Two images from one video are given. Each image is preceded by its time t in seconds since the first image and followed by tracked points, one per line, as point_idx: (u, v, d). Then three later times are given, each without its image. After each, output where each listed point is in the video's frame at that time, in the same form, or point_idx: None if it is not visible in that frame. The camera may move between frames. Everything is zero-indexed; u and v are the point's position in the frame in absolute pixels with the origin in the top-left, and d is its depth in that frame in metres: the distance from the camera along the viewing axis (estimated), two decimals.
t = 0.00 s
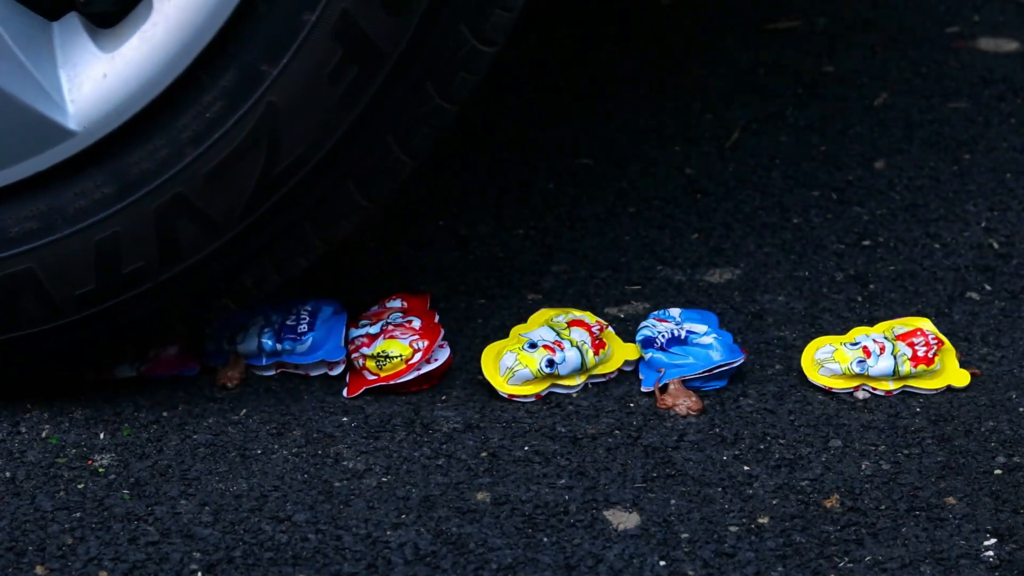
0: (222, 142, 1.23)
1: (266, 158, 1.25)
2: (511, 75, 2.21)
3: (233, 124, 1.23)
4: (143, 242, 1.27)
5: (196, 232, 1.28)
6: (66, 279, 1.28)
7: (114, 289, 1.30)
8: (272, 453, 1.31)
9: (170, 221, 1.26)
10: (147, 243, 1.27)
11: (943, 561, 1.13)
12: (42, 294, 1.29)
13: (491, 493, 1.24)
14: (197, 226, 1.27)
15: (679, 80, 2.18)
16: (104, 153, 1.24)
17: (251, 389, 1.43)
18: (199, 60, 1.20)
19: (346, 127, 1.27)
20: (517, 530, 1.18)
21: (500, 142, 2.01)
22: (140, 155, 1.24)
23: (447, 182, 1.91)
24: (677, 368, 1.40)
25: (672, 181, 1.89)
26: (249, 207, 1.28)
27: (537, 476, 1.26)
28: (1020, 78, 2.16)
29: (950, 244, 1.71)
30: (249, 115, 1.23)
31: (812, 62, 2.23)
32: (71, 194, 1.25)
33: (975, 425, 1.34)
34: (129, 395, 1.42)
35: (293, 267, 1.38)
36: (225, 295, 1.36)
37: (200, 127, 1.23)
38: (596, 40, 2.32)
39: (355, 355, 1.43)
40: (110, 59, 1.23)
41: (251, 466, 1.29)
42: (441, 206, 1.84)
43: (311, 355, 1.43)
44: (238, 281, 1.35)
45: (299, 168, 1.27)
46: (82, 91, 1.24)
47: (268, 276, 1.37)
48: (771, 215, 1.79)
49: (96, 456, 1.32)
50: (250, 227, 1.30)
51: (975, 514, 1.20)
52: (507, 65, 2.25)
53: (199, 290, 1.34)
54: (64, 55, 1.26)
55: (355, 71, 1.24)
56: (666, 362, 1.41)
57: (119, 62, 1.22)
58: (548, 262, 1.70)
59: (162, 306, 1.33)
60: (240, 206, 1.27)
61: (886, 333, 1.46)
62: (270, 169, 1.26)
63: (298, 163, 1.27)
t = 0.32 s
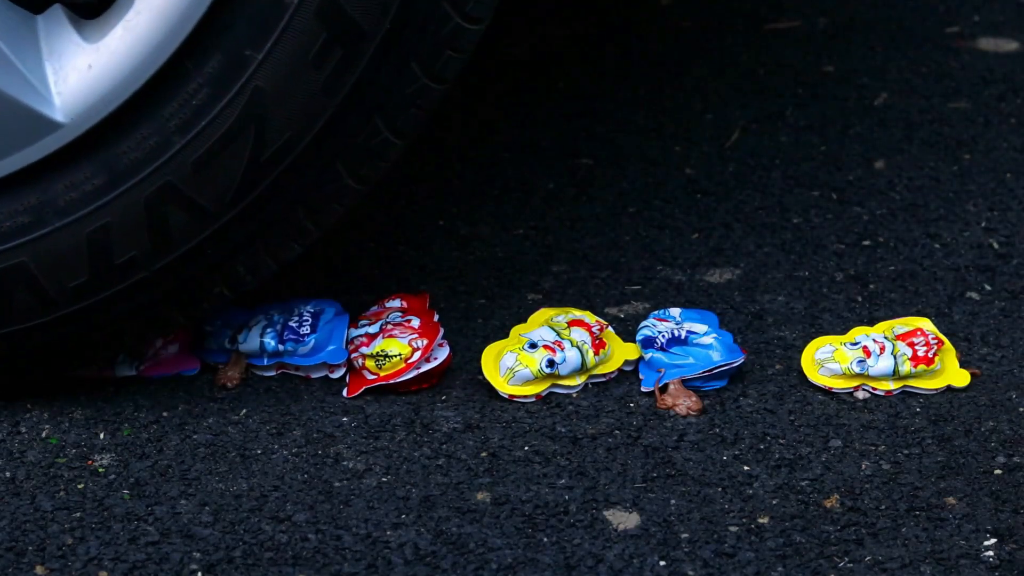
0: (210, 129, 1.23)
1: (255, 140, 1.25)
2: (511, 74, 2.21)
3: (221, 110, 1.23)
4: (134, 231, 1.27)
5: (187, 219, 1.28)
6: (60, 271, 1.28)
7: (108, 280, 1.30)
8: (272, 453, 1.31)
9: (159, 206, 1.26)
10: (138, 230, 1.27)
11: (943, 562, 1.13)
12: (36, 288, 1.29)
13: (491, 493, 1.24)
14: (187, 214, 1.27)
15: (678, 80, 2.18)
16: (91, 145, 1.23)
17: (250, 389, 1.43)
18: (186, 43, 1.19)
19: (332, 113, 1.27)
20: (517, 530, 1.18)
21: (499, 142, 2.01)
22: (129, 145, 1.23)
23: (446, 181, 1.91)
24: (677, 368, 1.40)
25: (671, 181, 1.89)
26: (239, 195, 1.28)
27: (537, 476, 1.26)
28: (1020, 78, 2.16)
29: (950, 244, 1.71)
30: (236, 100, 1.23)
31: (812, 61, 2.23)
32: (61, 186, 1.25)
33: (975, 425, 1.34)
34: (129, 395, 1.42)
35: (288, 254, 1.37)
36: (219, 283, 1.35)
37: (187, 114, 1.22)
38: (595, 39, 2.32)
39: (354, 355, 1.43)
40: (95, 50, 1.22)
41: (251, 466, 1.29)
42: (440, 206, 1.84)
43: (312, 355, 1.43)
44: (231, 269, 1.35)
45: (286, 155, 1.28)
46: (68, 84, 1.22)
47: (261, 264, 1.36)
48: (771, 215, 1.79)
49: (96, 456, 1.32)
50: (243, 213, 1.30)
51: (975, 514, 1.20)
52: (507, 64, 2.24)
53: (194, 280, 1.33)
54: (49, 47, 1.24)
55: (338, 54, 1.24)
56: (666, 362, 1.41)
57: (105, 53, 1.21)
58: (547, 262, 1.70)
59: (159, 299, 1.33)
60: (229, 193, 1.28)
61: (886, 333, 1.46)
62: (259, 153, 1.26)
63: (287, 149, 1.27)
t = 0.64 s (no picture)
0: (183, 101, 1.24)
1: (227, 112, 1.26)
2: (510, 74, 2.21)
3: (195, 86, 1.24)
4: (114, 204, 1.27)
5: (167, 190, 1.28)
6: (42, 252, 1.29)
7: (94, 258, 1.30)
8: (272, 453, 1.31)
9: (138, 183, 1.27)
10: (118, 202, 1.27)
11: (943, 562, 1.13)
12: (26, 276, 1.30)
13: (491, 493, 1.24)
14: (165, 185, 1.28)
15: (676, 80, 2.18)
16: (72, 128, 1.24)
17: (250, 389, 1.43)
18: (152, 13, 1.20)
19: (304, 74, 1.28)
20: (517, 529, 1.18)
21: (498, 142, 2.01)
22: (102, 120, 1.24)
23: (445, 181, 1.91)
24: (677, 368, 1.40)
25: (670, 181, 1.89)
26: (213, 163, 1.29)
27: (537, 476, 1.26)
28: (1020, 79, 2.16)
29: (950, 244, 1.71)
30: (204, 69, 1.23)
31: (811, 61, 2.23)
32: (38, 166, 1.26)
33: (975, 425, 1.34)
34: (129, 395, 1.43)
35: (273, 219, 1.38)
36: (204, 250, 1.36)
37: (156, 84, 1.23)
38: (594, 39, 2.32)
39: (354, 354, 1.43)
40: (61, 29, 1.26)
41: (251, 466, 1.29)
42: (439, 206, 1.84)
43: (312, 352, 1.44)
44: (216, 234, 1.35)
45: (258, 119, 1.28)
46: (36, 62, 1.27)
47: (247, 231, 1.37)
48: (770, 215, 1.80)
49: (96, 456, 1.32)
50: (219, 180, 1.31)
51: (975, 514, 1.20)
52: (508, 64, 2.24)
53: (179, 248, 1.34)
54: (17, 30, 1.30)
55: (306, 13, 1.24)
56: (666, 362, 1.41)
57: (70, 30, 1.26)
58: (547, 262, 1.70)
59: (144, 268, 1.34)
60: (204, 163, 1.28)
61: (887, 332, 1.45)
62: (232, 122, 1.27)
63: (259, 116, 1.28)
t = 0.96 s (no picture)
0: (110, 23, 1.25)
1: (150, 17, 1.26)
2: (510, 74, 2.21)
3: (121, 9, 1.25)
4: (57, 132, 1.28)
5: (107, 109, 1.28)
6: None
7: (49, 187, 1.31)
8: (272, 453, 1.31)
9: (78, 108, 1.27)
10: (61, 131, 1.28)
11: (943, 562, 1.13)
12: None
13: (491, 493, 1.24)
14: (106, 105, 1.28)
15: (675, 80, 2.18)
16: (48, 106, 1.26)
17: (250, 389, 1.43)
18: None
19: None
20: (517, 529, 1.18)
21: (497, 141, 2.01)
22: (32, 50, 1.25)
23: (444, 180, 1.91)
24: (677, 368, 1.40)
25: (669, 180, 1.89)
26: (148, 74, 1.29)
27: (537, 476, 1.26)
28: (1020, 79, 2.16)
29: (951, 244, 1.71)
30: None
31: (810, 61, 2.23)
32: None
33: (975, 425, 1.34)
34: (129, 395, 1.43)
35: (224, 125, 1.38)
36: (155, 160, 1.36)
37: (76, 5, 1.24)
38: (594, 40, 2.32)
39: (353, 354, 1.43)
40: None
41: (251, 466, 1.29)
42: (438, 205, 1.85)
43: (312, 351, 1.43)
44: (164, 143, 1.36)
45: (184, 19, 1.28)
46: None
47: (198, 139, 1.37)
48: (769, 215, 1.80)
49: (96, 456, 1.32)
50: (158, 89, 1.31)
51: (975, 514, 1.20)
52: (508, 64, 2.24)
53: (127, 158, 1.34)
54: None
55: None
56: (666, 362, 1.41)
57: None
58: (546, 262, 1.70)
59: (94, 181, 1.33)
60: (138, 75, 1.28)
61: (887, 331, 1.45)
62: (157, 30, 1.27)
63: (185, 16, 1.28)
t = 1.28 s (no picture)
0: None
1: None
2: (510, 74, 2.21)
3: None
4: None
5: None
6: None
7: None
8: (272, 453, 1.31)
9: None
10: None
11: (943, 562, 1.13)
12: None
13: (491, 493, 1.24)
14: None
15: (675, 80, 2.18)
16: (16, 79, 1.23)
17: (250, 389, 1.43)
18: None
19: None
20: (517, 529, 1.18)
21: (496, 141, 2.01)
22: None
23: (443, 180, 1.91)
24: (676, 369, 1.39)
25: (669, 180, 1.89)
26: None
27: (537, 476, 1.26)
28: (1020, 78, 2.15)
29: (950, 244, 1.71)
30: None
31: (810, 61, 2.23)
32: None
33: (975, 425, 1.34)
34: (129, 395, 1.43)
35: None
36: None
37: None
38: (594, 40, 2.32)
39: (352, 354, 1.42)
40: None
41: (251, 466, 1.29)
42: (437, 205, 1.84)
43: (312, 351, 1.43)
44: None
45: None
46: None
47: None
48: (768, 215, 1.80)
49: (96, 456, 1.32)
50: None
51: (975, 514, 1.20)
52: (508, 65, 2.24)
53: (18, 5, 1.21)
54: None
55: None
56: (666, 362, 1.40)
57: None
58: (546, 262, 1.70)
59: None
60: None
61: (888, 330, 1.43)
62: None
63: None
